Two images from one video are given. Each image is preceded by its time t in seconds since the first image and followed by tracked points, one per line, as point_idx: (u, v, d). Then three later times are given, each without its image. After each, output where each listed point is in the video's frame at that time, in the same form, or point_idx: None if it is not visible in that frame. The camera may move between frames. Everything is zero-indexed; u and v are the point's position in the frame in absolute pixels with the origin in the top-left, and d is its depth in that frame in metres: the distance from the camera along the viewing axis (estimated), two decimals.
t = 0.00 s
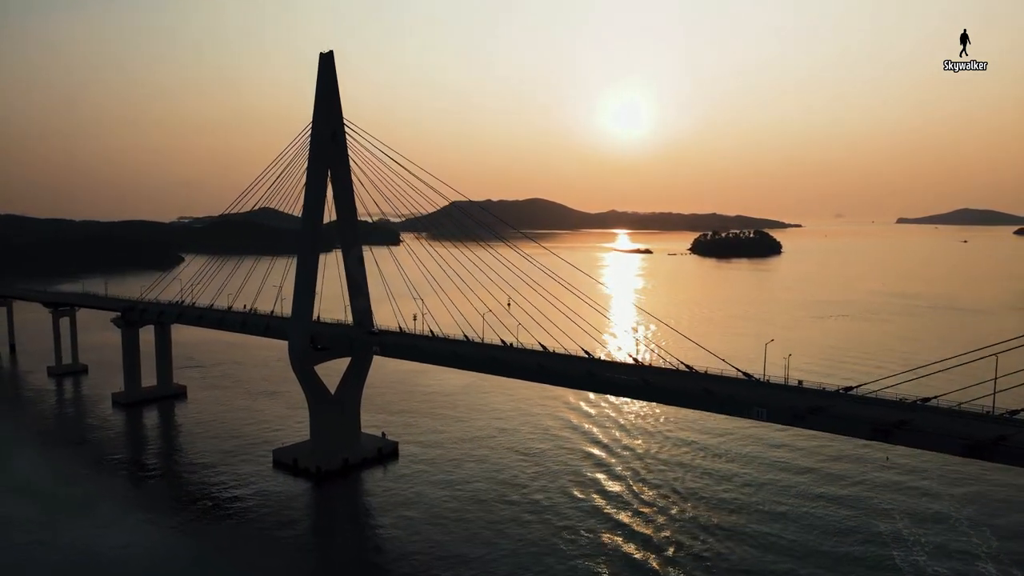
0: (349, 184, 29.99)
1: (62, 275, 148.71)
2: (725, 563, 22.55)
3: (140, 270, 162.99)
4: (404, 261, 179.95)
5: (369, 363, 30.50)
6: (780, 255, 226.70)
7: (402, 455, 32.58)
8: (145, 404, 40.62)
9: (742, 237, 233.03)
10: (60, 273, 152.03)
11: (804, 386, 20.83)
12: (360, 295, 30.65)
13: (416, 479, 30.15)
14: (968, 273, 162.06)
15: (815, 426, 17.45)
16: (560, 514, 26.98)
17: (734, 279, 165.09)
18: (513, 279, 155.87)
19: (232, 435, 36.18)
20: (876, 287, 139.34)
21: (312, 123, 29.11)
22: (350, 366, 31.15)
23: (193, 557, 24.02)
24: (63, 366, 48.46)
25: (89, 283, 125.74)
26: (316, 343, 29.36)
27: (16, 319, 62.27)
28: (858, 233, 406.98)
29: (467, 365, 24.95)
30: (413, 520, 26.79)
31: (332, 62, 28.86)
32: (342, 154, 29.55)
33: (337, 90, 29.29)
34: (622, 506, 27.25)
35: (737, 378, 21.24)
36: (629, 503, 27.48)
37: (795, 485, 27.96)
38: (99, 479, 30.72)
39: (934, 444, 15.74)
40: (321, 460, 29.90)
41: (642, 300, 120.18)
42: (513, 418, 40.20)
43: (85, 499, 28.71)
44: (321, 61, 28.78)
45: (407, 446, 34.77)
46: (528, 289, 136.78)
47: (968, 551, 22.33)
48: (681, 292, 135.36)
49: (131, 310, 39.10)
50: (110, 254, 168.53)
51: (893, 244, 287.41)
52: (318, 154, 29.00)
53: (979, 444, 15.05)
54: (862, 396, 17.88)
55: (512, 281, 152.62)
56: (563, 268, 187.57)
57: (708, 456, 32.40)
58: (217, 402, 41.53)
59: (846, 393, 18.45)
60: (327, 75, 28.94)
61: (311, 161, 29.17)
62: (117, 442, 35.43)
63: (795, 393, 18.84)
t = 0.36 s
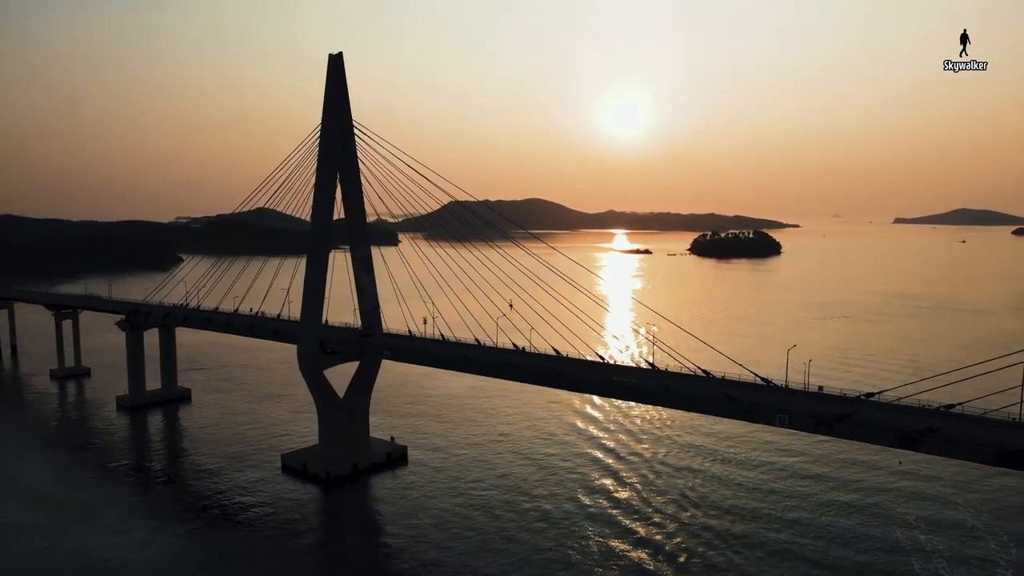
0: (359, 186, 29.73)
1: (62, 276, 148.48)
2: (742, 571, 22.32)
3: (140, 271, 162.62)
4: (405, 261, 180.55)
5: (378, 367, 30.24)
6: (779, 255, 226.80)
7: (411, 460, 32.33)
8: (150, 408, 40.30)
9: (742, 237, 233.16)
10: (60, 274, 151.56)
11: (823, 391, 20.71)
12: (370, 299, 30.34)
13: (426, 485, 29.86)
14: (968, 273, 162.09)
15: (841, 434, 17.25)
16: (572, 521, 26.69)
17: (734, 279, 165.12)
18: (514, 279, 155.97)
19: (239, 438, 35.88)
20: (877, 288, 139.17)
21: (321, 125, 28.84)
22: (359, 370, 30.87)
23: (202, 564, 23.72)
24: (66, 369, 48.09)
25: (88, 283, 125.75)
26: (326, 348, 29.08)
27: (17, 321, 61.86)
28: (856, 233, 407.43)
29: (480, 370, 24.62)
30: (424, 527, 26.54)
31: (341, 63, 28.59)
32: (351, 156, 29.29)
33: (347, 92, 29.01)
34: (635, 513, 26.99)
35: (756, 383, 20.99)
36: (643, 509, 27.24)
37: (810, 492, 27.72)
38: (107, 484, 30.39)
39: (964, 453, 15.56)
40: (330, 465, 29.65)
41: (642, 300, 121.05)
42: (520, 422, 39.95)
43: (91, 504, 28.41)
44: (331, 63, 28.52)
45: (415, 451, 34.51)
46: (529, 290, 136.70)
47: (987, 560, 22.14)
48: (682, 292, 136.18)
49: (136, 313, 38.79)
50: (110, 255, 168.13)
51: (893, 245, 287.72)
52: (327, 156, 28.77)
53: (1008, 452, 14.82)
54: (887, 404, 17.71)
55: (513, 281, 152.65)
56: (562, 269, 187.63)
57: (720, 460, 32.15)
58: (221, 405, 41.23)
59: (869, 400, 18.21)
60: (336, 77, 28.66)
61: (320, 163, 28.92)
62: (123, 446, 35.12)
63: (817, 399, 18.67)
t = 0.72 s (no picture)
0: (368, 190, 29.48)
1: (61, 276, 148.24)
2: None
3: (140, 272, 162.32)
4: (406, 262, 181.12)
5: (387, 371, 29.98)
6: (780, 255, 226.68)
7: (421, 464, 32.13)
8: (155, 411, 40.05)
9: (743, 237, 233.07)
10: (59, 275, 151.22)
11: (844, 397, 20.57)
12: (380, 303, 30.09)
13: (435, 491, 29.62)
14: (970, 273, 161.92)
15: (865, 442, 17.12)
16: (585, 527, 26.46)
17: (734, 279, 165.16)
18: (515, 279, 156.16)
19: (245, 443, 35.63)
20: (879, 288, 138.89)
21: (331, 128, 28.60)
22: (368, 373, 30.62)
23: (211, 570, 23.48)
24: (69, 372, 47.80)
25: (87, 284, 125.59)
26: (335, 351, 28.84)
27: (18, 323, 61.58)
28: (855, 233, 407.74)
29: (494, 375, 24.42)
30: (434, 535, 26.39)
31: (351, 64, 28.32)
32: (360, 158, 29.04)
33: (356, 93, 28.72)
34: (648, 519, 26.77)
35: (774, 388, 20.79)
36: (656, 515, 27.02)
37: (823, 498, 27.54)
38: (114, 490, 30.13)
39: (993, 461, 15.44)
40: (341, 470, 29.44)
41: (643, 300, 121.78)
42: (528, 426, 39.75)
43: (98, 509, 28.18)
44: (341, 64, 28.25)
45: (424, 455, 34.32)
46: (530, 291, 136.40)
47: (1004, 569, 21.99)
48: (683, 292, 136.74)
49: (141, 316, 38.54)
50: (109, 256, 167.82)
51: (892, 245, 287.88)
52: (337, 159, 28.52)
53: None
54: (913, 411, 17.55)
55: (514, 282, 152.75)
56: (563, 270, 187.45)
57: (731, 465, 31.95)
58: (227, 408, 41.02)
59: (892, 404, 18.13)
60: (346, 78, 28.38)
61: (329, 166, 28.68)
62: (129, 451, 34.86)
63: (840, 406, 18.57)
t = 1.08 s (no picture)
0: (379, 193, 29.22)
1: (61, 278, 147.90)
2: None
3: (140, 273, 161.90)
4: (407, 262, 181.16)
5: (396, 375, 29.71)
6: (780, 255, 226.78)
7: (431, 469, 31.90)
8: (160, 415, 39.78)
9: (743, 237, 233.06)
10: (59, 276, 150.71)
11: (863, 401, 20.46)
12: (390, 306, 29.87)
13: (447, 497, 29.32)
14: (971, 274, 162.12)
15: (893, 450, 16.98)
16: (599, 535, 26.16)
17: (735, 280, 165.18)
18: (516, 280, 156.10)
19: (254, 448, 35.33)
20: (880, 289, 138.88)
21: (341, 130, 28.35)
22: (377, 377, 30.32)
23: None
24: (73, 375, 47.51)
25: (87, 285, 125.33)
26: (345, 355, 28.54)
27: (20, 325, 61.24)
28: (854, 233, 408.10)
29: (509, 380, 24.18)
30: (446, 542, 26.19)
31: (362, 67, 28.05)
32: (370, 161, 28.80)
33: (367, 96, 28.47)
34: (664, 526, 26.50)
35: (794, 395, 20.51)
36: (671, 522, 26.77)
37: (840, 507, 27.30)
38: (122, 495, 29.79)
39: None
40: (351, 476, 29.19)
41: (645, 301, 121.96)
42: (536, 430, 39.53)
43: (106, 515, 27.93)
44: (351, 66, 27.99)
45: (433, 460, 34.11)
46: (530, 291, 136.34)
47: None
48: (684, 293, 136.77)
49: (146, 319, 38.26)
50: (109, 257, 167.33)
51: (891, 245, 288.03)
52: (347, 162, 28.26)
53: None
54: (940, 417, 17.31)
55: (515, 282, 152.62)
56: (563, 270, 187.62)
57: (742, 470, 31.72)
58: (233, 412, 40.77)
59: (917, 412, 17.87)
60: (357, 81, 28.13)
61: (339, 170, 28.42)
62: (135, 455, 34.60)
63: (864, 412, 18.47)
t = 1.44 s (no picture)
0: (390, 197, 29.01)
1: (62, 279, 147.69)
2: None
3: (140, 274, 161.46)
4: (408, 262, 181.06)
5: (407, 379, 29.49)
6: (780, 255, 226.84)
7: (442, 474, 31.72)
8: (168, 419, 39.55)
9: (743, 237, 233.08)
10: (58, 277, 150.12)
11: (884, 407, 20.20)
12: (401, 311, 29.67)
13: (460, 502, 29.12)
14: (971, 273, 162.39)
15: (921, 458, 16.80)
16: (615, 541, 25.97)
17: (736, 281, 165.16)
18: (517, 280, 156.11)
19: (262, 452, 35.10)
20: (881, 289, 138.99)
21: (353, 134, 28.13)
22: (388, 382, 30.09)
23: None
24: (77, 378, 47.25)
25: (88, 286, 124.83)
26: (356, 360, 28.30)
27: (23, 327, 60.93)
28: (853, 233, 408.54)
29: (524, 386, 23.92)
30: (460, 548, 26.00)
31: (374, 70, 27.83)
32: (382, 164, 28.58)
33: (378, 99, 28.25)
34: (680, 533, 26.28)
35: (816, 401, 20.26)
36: (687, 529, 26.56)
37: (857, 515, 27.08)
38: (132, 502, 29.55)
39: None
40: (363, 481, 29.00)
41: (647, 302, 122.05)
42: (545, 434, 39.33)
43: (114, 521, 27.69)
44: (363, 69, 27.76)
45: (443, 465, 33.91)
46: (531, 293, 136.22)
47: None
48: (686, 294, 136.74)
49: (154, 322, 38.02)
50: (109, 257, 166.76)
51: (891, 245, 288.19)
52: (359, 164, 28.05)
53: None
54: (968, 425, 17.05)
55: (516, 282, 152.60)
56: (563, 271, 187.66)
57: (755, 476, 31.51)
58: (240, 415, 40.57)
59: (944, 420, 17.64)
60: (369, 84, 27.91)
61: (351, 173, 28.20)
62: (143, 460, 34.37)
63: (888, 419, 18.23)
